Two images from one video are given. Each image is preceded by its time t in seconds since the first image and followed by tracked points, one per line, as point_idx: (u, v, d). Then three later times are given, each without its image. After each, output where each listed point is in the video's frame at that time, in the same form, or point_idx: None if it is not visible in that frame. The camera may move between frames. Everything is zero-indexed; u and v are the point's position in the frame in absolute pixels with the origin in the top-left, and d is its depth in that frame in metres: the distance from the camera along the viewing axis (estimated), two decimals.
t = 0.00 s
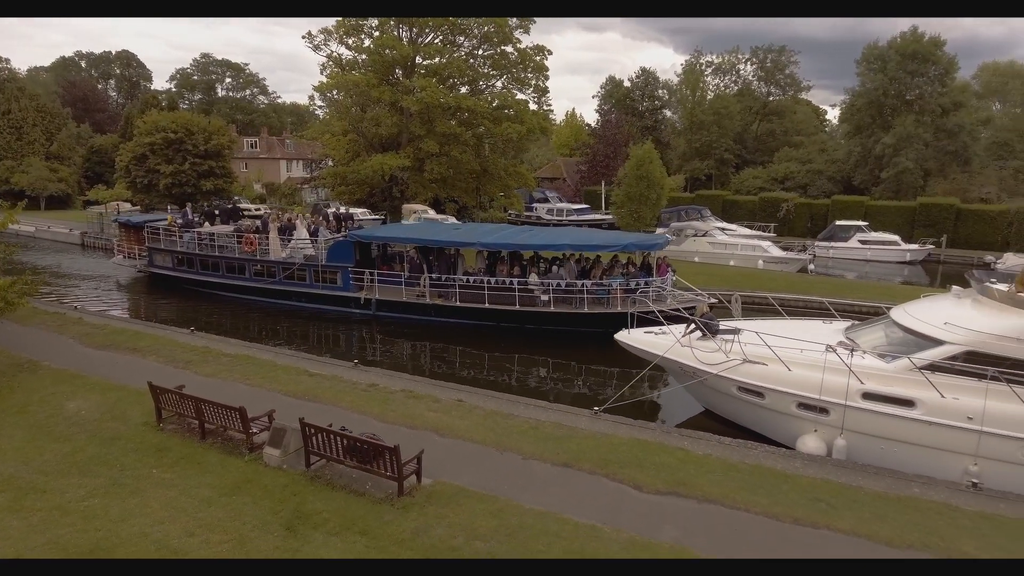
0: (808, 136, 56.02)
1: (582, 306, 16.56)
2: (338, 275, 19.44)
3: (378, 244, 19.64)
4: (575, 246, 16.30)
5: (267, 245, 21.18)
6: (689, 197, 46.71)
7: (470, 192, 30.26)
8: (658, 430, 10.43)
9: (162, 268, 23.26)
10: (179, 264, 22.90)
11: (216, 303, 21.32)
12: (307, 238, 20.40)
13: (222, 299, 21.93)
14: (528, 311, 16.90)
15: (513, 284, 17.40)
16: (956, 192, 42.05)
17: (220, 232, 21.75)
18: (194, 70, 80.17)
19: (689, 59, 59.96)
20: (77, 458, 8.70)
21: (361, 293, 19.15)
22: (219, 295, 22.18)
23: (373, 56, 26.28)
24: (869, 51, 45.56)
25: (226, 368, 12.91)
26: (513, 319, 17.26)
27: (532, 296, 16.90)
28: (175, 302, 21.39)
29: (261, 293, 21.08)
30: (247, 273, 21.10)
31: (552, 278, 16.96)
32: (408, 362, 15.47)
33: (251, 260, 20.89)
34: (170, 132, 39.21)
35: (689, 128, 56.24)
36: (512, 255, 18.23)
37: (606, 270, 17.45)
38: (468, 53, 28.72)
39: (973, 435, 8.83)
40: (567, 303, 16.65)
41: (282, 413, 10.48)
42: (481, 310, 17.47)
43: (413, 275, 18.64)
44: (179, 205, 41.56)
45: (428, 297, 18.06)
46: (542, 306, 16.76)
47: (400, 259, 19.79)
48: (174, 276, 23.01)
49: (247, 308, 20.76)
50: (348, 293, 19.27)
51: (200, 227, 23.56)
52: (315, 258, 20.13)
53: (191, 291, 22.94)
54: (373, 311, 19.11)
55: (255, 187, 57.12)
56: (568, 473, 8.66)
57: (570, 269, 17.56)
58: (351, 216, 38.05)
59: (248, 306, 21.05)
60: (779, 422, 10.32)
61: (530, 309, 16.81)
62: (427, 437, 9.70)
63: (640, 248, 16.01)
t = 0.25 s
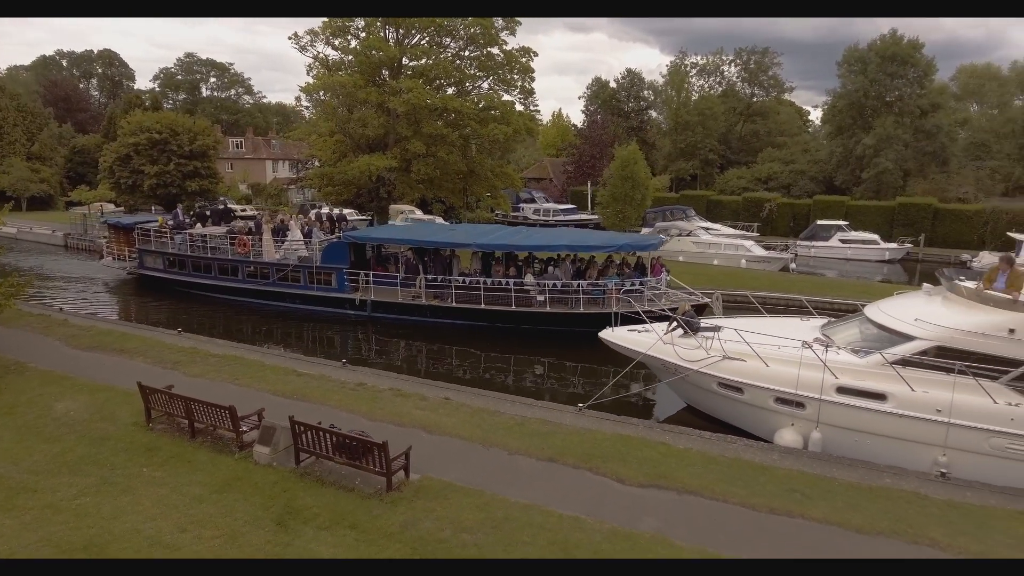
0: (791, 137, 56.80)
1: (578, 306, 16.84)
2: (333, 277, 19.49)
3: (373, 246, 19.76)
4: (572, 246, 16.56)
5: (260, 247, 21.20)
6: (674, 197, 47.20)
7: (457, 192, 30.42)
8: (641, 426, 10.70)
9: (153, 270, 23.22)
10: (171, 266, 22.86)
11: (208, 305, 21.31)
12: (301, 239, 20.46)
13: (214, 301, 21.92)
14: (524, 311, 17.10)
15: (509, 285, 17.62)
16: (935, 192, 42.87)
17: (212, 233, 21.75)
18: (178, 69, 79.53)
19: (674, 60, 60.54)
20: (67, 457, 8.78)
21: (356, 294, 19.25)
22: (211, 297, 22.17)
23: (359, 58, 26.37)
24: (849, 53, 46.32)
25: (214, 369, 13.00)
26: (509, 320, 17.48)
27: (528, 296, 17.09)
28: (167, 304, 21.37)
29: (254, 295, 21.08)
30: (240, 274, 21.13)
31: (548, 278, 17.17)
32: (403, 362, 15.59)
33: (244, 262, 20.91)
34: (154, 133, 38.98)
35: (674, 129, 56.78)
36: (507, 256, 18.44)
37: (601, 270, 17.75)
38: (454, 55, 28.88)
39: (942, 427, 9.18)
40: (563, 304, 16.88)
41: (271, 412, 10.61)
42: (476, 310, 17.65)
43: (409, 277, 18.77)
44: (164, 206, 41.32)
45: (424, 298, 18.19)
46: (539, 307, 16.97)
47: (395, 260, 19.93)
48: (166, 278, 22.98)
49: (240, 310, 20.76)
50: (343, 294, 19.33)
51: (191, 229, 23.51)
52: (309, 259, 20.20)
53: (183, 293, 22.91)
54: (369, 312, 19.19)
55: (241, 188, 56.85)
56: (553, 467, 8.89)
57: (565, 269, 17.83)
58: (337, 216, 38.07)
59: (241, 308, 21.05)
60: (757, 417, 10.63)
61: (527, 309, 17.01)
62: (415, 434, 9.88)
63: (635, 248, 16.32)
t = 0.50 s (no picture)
0: (774, 137, 57.57)
1: (574, 306, 17.06)
2: (327, 278, 19.55)
3: (367, 247, 19.88)
4: (569, 247, 16.78)
5: (253, 248, 21.19)
6: (659, 197, 47.69)
7: (444, 193, 30.56)
8: (624, 421, 10.97)
9: (144, 272, 23.12)
10: (162, 268, 22.76)
11: (200, 307, 21.28)
12: (295, 241, 20.50)
13: (207, 303, 21.89)
14: (520, 311, 17.28)
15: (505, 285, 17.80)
16: (913, 192, 43.72)
17: (204, 234, 21.73)
18: (161, 68, 78.81)
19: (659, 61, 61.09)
20: (57, 457, 8.86)
21: (351, 295, 19.32)
22: (204, 298, 22.13)
23: (345, 59, 26.42)
24: (830, 55, 47.09)
25: (203, 369, 13.08)
26: (504, 320, 17.67)
27: (524, 297, 17.27)
28: (158, 306, 21.30)
29: (248, 296, 21.07)
30: (233, 276, 21.11)
31: (543, 279, 17.37)
32: (399, 363, 15.71)
33: (237, 264, 20.90)
34: (138, 133, 38.72)
35: (659, 129, 57.30)
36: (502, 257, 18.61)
37: (597, 270, 18.03)
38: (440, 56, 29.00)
39: (912, 419, 9.54)
40: (559, 304, 17.10)
41: (261, 410, 10.74)
42: (472, 310, 17.81)
43: (405, 278, 18.89)
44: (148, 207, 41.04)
45: (420, 299, 18.32)
46: (535, 307, 17.15)
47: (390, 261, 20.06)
48: (157, 279, 22.88)
49: (234, 311, 20.75)
50: (338, 296, 19.41)
51: (183, 230, 23.45)
52: (303, 261, 20.25)
53: (174, 294, 22.85)
54: (364, 313, 19.27)
55: (226, 188, 56.54)
56: (538, 461, 9.12)
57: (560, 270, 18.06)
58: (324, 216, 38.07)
59: (234, 309, 21.04)
60: (737, 411, 10.94)
61: (523, 309, 17.18)
62: (403, 431, 10.07)
63: (631, 249, 16.59)
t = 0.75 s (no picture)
0: (769, 137, 57.90)
1: (579, 306, 17.27)
2: (333, 279, 19.66)
3: (372, 248, 20.02)
4: (574, 248, 16.97)
5: (258, 249, 21.30)
6: (654, 197, 47.96)
7: (441, 193, 30.73)
8: (617, 418, 11.19)
9: (148, 273, 23.20)
10: (167, 268, 22.83)
11: (204, 308, 21.38)
12: (300, 241, 20.63)
13: (211, 303, 22.00)
14: (526, 312, 17.46)
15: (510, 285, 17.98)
16: (907, 192, 44.06)
17: (209, 235, 21.85)
18: (157, 69, 78.79)
19: (655, 61, 61.38)
20: (62, 453, 9.04)
21: (357, 296, 19.47)
22: (208, 299, 22.24)
23: (342, 60, 26.59)
24: (825, 56, 47.44)
25: (203, 367, 13.27)
26: (510, 320, 17.86)
27: (530, 297, 17.45)
28: (162, 307, 21.39)
29: (253, 297, 21.18)
30: (238, 276, 21.19)
31: (549, 279, 17.56)
32: (405, 363, 15.86)
33: (242, 264, 20.97)
34: (135, 133, 38.81)
35: (655, 130, 57.57)
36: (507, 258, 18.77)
37: (602, 271, 18.28)
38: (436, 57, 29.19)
39: (898, 415, 9.78)
40: (565, 304, 17.31)
41: (261, 408, 10.93)
42: (478, 311, 17.99)
43: (410, 278, 19.06)
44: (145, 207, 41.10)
45: (426, 300, 18.49)
46: (540, 307, 17.35)
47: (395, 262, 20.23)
48: (162, 280, 22.95)
49: (239, 312, 20.86)
50: (344, 296, 19.53)
51: (187, 231, 23.56)
52: (308, 261, 20.38)
53: (178, 295, 22.96)
54: (370, 314, 19.40)
55: (223, 188, 56.61)
56: (533, 457, 9.33)
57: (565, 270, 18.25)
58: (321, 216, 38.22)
59: (239, 310, 21.15)
60: (728, 408, 11.18)
61: (529, 309, 17.37)
62: (401, 427, 10.27)
63: (636, 249, 16.80)
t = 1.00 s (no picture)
0: (758, 138, 58.44)
1: (580, 306, 17.50)
2: (333, 280, 19.78)
3: (373, 248, 20.02)
4: (576, 249, 17.17)
5: (258, 250, 21.37)
6: (645, 198, 48.31)
7: (433, 194, 30.87)
8: (607, 415, 11.43)
9: (147, 274, 23.25)
10: (165, 270, 22.86)
11: (204, 309, 21.44)
12: (300, 243, 20.83)
13: (210, 305, 22.06)
14: (528, 312, 17.67)
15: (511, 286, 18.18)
16: (894, 192, 44.62)
17: (208, 236, 21.93)
18: (148, 68, 78.43)
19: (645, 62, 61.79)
20: (60, 452, 9.18)
21: (358, 297, 19.60)
22: (207, 300, 22.30)
23: (334, 61, 26.69)
24: (813, 57, 48.00)
25: (198, 367, 13.41)
26: (511, 321, 18.06)
27: (531, 297, 17.66)
28: (160, 308, 21.44)
29: (253, 298, 21.27)
30: (238, 277, 21.30)
31: (550, 280, 17.78)
32: (406, 363, 16.01)
33: (242, 265, 21.08)
34: (126, 134, 38.73)
35: (646, 130, 57.96)
36: (508, 258, 18.95)
37: (602, 271, 18.58)
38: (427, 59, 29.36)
39: (878, 410, 10.08)
40: (566, 304, 17.55)
41: (257, 407, 11.09)
42: (480, 311, 18.17)
43: (412, 279, 19.21)
44: (136, 208, 41.02)
45: (427, 300, 18.67)
46: (541, 308, 17.57)
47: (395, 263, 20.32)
48: (160, 282, 22.97)
49: (240, 313, 20.92)
50: (345, 297, 19.65)
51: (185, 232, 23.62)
52: (309, 262, 20.49)
53: (176, 296, 23.00)
54: (371, 315, 19.51)
55: (214, 189, 56.51)
56: (524, 453, 9.56)
57: (566, 270, 18.46)
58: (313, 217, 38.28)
59: (239, 311, 21.22)
60: (716, 405, 11.44)
61: (530, 310, 17.57)
62: (395, 425, 10.46)
63: (636, 250, 17.02)
